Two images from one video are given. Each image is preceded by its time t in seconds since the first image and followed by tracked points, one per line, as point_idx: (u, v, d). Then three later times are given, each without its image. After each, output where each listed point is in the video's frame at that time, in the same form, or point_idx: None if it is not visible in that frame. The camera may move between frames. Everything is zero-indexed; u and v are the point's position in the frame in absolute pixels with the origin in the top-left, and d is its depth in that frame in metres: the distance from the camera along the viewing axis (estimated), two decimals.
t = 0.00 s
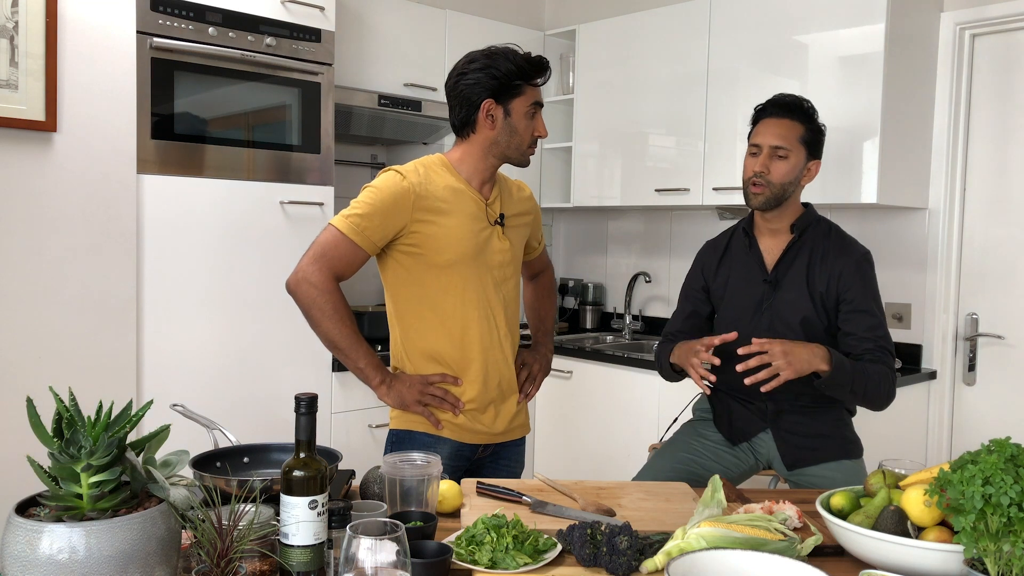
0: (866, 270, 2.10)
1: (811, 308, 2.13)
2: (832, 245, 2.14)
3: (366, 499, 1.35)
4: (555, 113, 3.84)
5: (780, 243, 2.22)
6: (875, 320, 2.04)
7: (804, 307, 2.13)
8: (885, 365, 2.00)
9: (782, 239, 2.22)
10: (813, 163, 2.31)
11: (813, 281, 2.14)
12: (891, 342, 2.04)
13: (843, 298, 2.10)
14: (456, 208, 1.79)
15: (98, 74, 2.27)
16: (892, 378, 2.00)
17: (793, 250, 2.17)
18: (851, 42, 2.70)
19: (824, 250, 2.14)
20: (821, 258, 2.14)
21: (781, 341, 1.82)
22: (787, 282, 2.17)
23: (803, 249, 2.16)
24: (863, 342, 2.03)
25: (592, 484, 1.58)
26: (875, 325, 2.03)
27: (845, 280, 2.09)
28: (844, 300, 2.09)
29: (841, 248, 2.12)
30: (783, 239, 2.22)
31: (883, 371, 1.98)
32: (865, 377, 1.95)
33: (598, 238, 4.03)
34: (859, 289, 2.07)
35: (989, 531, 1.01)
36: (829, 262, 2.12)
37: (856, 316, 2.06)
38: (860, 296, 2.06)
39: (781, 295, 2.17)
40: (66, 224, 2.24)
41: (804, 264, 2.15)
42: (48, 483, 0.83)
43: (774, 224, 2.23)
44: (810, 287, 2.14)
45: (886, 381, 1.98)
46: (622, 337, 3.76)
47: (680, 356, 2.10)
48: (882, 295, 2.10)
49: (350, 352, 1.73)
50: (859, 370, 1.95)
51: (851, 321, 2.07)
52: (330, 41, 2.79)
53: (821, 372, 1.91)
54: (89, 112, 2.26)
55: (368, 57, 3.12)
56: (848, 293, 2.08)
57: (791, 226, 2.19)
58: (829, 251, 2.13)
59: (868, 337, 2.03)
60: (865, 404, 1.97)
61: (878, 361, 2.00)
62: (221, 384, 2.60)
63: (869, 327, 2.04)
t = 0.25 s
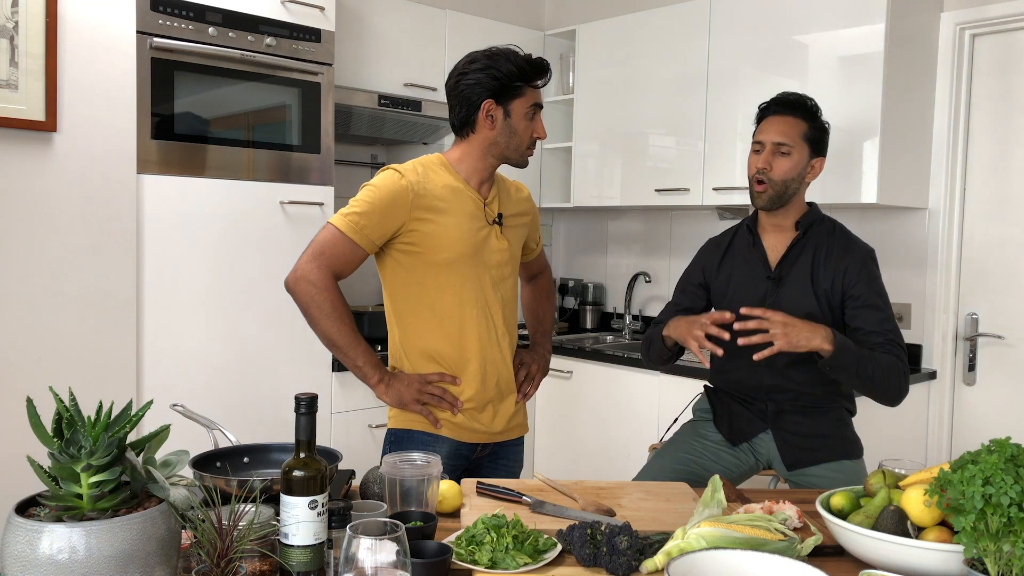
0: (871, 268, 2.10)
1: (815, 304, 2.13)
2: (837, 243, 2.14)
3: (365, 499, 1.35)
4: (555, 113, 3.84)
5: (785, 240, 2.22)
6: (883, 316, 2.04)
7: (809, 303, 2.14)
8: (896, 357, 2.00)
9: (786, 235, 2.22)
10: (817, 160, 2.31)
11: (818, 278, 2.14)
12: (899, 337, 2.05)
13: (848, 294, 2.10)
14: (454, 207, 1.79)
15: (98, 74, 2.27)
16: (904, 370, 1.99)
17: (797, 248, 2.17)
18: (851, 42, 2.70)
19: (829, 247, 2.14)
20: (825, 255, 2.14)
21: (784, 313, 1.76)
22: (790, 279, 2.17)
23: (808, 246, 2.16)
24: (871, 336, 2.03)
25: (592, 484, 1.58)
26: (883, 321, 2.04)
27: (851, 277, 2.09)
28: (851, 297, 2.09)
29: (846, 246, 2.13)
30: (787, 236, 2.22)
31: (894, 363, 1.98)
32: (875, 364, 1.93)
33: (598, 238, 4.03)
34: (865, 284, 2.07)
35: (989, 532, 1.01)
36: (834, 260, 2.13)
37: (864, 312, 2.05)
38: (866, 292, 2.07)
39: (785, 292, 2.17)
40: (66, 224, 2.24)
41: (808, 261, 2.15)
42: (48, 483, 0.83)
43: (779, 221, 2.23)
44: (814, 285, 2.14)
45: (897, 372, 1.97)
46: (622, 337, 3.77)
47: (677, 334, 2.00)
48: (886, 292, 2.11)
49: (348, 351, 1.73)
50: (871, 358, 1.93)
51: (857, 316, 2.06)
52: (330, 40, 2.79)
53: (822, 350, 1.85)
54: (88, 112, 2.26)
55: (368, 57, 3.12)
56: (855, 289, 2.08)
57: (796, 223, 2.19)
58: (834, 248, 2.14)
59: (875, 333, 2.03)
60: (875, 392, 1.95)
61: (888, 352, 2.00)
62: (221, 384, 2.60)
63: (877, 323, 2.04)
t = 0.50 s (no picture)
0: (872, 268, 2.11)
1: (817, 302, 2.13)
2: (838, 242, 2.14)
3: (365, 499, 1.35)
4: (555, 114, 3.85)
5: (786, 238, 2.22)
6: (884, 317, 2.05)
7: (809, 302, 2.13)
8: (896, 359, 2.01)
9: (788, 234, 2.22)
10: (819, 160, 2.32)
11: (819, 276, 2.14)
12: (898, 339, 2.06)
13: (850, 294, 2.10)
14: (454, 208, 1.79)
15: (98, 74, 2.27)
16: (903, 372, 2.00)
17: (798, 246, 2.17)
18: (852, 42, 2.70)
19: (831, 245, 2.14)
20: (827, 253, 2.14)
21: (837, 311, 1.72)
22: (791, 276, 2.17)
23: (809, 245, 2.16)
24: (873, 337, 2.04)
25: (592, 484, 1.58)
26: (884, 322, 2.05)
27: (852, 276, 2.10)
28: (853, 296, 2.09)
29: (847, 245, 2.13)
30: (788, 235, 2.22)
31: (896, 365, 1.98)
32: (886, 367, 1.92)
33: (598, 238, 4.03)
34: (867, 284, 2.07)
35: (989, 532, 1.01)
36: (835, 258, 2.13)
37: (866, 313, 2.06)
38: (868, 292, 2.07)
39: (786, 291, 2.16)
40: (66, 224, 2.24)
41: (809, 259, 2.15)
42: (48, 483, 0.83)
43: (780, 219, 2.23)
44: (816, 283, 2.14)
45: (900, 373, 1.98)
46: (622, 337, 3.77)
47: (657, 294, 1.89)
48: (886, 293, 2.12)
49: (347, 352, 1.73)
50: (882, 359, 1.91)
51: (858, 316, 2.07)
52: (330, 40, 2.79)
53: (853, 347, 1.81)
54: (88, 112, 2.26)
55: (368, 58, 3.12)
56: (857, 288, 2.08)
57: (798, 222, 2.19)
58: (836, 247, 2.14)
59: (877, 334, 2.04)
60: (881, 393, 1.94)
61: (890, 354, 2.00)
62: (221, 384, 2.60)
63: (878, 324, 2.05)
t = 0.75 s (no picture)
0: (873, 268, 2.10)
1: (816, 302, 2.12)
2: (840, 241, 2.13)
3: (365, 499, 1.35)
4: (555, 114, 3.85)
5: (787, 238, 2.22)
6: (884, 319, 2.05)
7: (809, 301, 2.13)
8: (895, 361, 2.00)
9: (789, 233, 2.23)
10: (823, 160, 2.31)
11: (819, 276, 2.13)
12: (899, 340, 2.05)
13: (850, 294, 2.09)
14: (452, 208, 1.79)
15: (98, 74, 2.27)
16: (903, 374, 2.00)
17: (799, 245, 2.17)
18: (852, 42, 2.70)
19: (832, 245, 2.14)
20: (827, 253, 2.13)
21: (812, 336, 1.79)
22: (792, 276, 2.16)
23: (810, 244, 2.16)
24: (872, 340, 2.03)
25: (592, 484, 1.58)
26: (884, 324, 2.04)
27: (852, 276, 2.09)
28: (852, 297, 2.08)
29: (848, 244, 2.12)
30: (789, 234, 2.22)
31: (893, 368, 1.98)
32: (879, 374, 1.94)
33: (598, 238, 4.03)
34: (867, 284, 2.07)
35: (989, 532, 1.01)
36: (836, 258, 2.12)
37: (865, 313, 2.05)
38: (868, 292, 2.07)
39: (786, 290, 2.16)
40: (66, 224, 2.24)
41: (810, 258, 2.14)
42: (48, 483, 0.83)
43: (780, 219, 2.24)
44: (816, 282, 2.13)
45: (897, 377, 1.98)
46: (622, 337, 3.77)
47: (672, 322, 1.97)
48: (888, 294, 2.11)
49: (347, 352, 1.73)
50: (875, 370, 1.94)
51: (858, 317, 2.06)
52: (330, 41, 2.79)
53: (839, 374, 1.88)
54: (88, 112, 2.26)
55: (368, 58, 3.12)
56: (856, 288, 2.08)
57: (799, 221, 2.19)
58: (836, 246, 2.13)
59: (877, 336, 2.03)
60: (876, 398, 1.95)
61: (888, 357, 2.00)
62: (220, 384, 2.60)
63: (878, 325, 2.04)
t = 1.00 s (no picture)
0: (872, 268, 2.09)
1: (815, 301, 2.12)
2: (840, 240, 2.13)
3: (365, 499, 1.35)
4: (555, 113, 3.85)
5: (788, 238, 2.22)
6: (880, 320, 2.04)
7: (809, 300, 2.12)
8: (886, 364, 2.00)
9: (789, 233, 2.23)
10: (823, 159, 2.31)
11: (818, 275, 2.13)
12: (896, 342, 2.04)
13: (847, 294, 2.09)
14: (451, 207, 1.79)
15: (98, 74, 2.27)
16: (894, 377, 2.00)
17: (799, 244, 2.17)
18: (852, 42, 2.70)
19: (832, 244, 2.13)
20: (827, 253, 2.13)
21: (779, 335, 1.81)
22: (791, 275, 2.16)
23: (810, 244, 2.16)
24: (866, 341, 2.03)
25: (592, 484, 1.58)
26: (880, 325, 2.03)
27: (850, 276, 2.08)
28: (850, 297, 2.08)
29: (848, 244, 2.12)
30: (790, 234, 2.22)
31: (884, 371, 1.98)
32: (863, 375, 1.95)
33: (598, 238, 4.03)
34: (865, 285, 2.06)
35: (989, 532, 1.01)
36: (835, 257, 2.12)
37: (861, 314, 2.05)
38: (866, 293, 2.06)
39: (786, 289, 2.16)
40: (66, 224, 2.24)
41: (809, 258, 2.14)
42: (48, 483, 0.83)
43: (780, 219, 2.24)
44: (815, 282, 2.13)
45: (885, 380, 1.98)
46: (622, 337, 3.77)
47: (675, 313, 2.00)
48: (887, 294, 2.10)
49: (347, 352, 1.74)
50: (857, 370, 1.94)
51: (854, 317, 2.06)
52: (330, 41, 2.79)
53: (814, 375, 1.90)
54: (88, 111, 2.26)
55: (368, 58, 3.12)
56: (854, 288, 2.07)
57: (799, 221, 2.20)
58: (836, 246, 2.13)
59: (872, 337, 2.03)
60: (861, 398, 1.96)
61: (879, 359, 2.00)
62: (220, 384, 2.60)
63: (874, 326, 2.03)
